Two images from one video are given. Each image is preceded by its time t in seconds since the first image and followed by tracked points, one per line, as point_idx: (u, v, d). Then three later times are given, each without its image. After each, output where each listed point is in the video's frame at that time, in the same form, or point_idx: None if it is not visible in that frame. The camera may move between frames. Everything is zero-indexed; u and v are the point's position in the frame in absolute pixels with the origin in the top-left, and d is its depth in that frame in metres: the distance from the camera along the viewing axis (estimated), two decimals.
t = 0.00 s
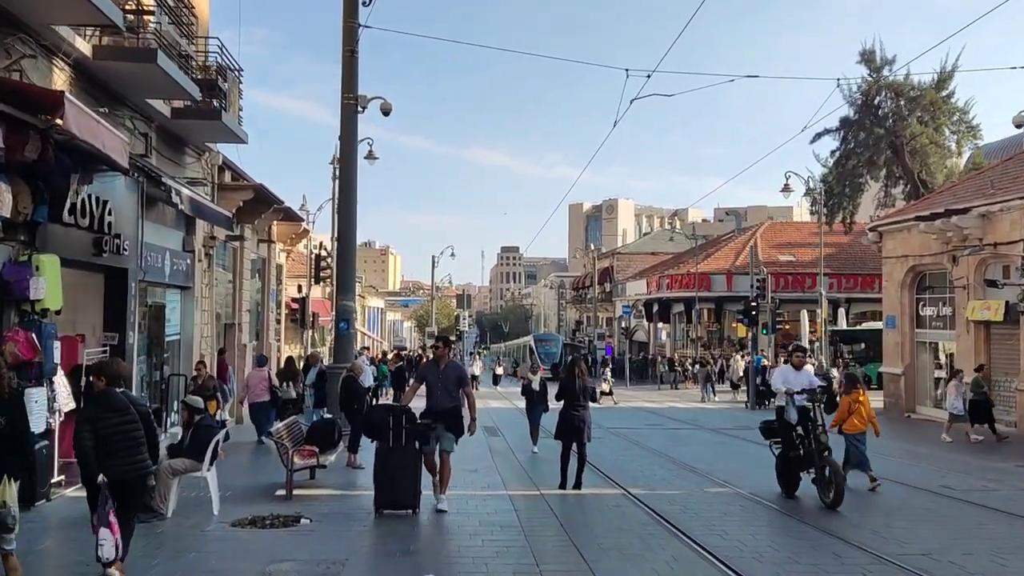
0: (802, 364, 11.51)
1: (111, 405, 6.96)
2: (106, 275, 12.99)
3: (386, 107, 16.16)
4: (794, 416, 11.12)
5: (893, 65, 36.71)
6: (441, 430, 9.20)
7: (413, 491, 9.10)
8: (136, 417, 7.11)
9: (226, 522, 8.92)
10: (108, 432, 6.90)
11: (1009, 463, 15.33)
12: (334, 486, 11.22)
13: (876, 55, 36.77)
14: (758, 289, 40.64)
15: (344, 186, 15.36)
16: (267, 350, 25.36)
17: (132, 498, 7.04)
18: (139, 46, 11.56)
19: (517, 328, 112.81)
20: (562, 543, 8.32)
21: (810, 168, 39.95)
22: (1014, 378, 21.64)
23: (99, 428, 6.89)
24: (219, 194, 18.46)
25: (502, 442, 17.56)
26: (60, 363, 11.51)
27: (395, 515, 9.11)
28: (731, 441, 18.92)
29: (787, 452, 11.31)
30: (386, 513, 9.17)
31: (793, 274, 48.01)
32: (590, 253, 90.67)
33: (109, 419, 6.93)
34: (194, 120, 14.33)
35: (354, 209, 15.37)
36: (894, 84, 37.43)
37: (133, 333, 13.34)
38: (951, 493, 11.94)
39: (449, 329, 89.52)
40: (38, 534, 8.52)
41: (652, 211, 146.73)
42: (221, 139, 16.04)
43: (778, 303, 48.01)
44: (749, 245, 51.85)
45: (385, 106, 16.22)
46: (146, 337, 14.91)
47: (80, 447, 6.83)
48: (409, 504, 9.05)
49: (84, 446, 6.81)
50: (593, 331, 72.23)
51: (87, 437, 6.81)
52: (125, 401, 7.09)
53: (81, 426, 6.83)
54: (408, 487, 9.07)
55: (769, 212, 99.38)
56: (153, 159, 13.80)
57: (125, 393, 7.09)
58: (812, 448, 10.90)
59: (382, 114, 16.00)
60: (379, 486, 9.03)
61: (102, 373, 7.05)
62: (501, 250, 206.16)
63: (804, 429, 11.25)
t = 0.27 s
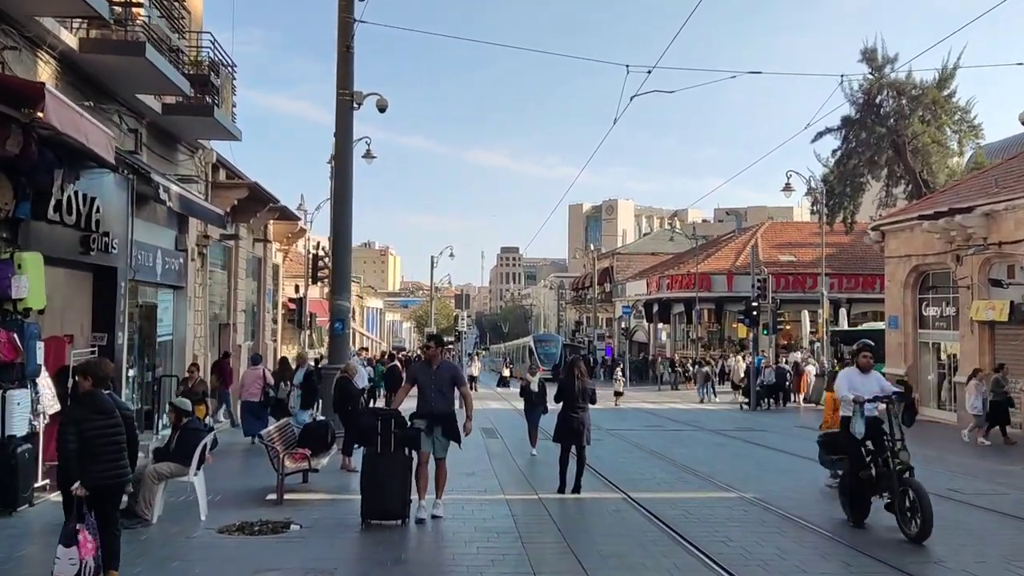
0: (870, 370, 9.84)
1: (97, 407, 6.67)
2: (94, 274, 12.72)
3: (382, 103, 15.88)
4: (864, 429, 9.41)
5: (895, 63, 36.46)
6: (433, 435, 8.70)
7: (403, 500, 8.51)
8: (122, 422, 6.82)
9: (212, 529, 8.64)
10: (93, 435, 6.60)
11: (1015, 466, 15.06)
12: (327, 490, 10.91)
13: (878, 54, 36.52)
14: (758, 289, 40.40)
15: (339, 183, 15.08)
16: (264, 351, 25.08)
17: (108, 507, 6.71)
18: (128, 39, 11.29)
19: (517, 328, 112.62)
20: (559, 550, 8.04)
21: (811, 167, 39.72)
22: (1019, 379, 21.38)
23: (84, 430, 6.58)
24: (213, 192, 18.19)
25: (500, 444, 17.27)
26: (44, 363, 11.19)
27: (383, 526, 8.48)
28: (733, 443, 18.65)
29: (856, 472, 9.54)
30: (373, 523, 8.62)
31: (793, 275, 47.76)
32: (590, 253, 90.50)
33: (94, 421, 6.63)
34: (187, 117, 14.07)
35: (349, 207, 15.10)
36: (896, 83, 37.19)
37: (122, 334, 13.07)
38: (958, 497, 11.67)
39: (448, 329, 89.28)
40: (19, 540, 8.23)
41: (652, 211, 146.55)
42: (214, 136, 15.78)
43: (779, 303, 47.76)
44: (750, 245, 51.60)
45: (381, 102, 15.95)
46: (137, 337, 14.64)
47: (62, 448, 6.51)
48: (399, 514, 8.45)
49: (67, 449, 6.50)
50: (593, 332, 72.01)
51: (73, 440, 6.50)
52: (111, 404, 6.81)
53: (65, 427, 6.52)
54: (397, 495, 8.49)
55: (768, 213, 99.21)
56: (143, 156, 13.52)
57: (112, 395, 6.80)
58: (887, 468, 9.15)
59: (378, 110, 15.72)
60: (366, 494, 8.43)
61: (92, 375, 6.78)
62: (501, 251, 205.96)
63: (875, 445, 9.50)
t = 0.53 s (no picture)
0: (973, 372, 7.45)
1: (81, 409, 6.33)
2: (81, 273, 12.41)
3: (378, 99, 15.58)
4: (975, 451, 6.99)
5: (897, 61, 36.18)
6: (421, 443, 8.27)
7: (392, 511, 8.02)
8: (103, 427, 6.48)
9: (197, 535, 8.36)
10: (73, 439, 6.25)
11: None
12: (319, 494, 10.61)
13: (881, 52, 36.22)
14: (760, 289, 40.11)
15: (334, 180, 14.79)
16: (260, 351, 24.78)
17: (79, 516, 6.36)
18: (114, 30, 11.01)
19: (517, 329, 112.38)
20: (556, 558, 7.72)
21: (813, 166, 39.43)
22: None
23: (65, 433, 6.23)
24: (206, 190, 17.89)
25: (498, 446, 16.97)
26: (28, 364, 10.88)
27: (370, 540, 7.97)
28: (735, 445, 18.35)
29: (957, 501, 7.31)
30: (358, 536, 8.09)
31: (795, 275, 47.47)
32: (590, 254, 90.26)
33: (77, 425, 6.29)
34: (178, 113, 13.78)
35: (344, 205, 14.80)
36: (898, 81, 36.90)
37: (110, 333, 12.77)
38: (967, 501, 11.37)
39: (448, 330, 89.02)
40: None
41: (652, 212, 146.30)
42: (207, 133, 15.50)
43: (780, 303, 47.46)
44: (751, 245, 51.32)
45: (377, 98, 15.66)
46: (126, 337, 14.34)
47: (40, 451, 6.16)
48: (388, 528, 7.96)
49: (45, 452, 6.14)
50: (593, 333, 71.71)
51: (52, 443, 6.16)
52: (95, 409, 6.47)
53: (45, 429, 6.17)
54: (387, 507, 7.97)
55: (768, 213, 98.97)
56: (131, 152, 13.21)
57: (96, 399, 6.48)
58: (1003, 499, 6.87)
59: (373, 106, 15.43)
60: (352, 505, 7.90)
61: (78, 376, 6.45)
62: (501, 251, 205.78)
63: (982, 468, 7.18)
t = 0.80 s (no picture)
0: None
1: (61, 413, 6.01)
2: (71, 274, 12.15)
3: (375, 96, 15.29)
4: None
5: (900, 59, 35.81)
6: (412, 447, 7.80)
7: (382, 523, 7.58)
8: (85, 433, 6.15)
9: (184, 544, 8.07)
10: (51, 445, 5.92)
11: None
12: (312, 500, 10.32)
13: (884, 50, 35.87)
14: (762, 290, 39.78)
15: (330, 179, 14.51)
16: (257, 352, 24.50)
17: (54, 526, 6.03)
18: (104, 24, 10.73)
19: (517, 329, 112.06)
20: (555, 568, 7.43)
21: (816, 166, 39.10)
22: None
23: (43, 437, 5.91)
24: (201, 189, 17.61)
25: (498, 449, 16.66)
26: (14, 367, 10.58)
27: (358, 554, 7.55)
28: (739, 448, 18.05)
29: None
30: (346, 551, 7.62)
31: (797, 275, 47.16)
32: (591, 254, 89.91)
33: (56, 429, 5.96)
34: (171, 110, 13.50)
35: (340, 204, 14.51)
36: (902, 80, 36.54)
37: (101, 335, 12.47)
38: (978, 507, 11.09)
39: (448, 331, 88.69)
40: None
41: (654, 212, 145.93)
42: (201, 131, 15.23)
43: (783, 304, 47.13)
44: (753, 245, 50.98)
45: (374, 95, 15.37)
46: (118, 338, 14.08)
47: (16, 456, 5.83)
48: (377, 541, 7.53)
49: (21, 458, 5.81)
50: (593, 333, 71.38)
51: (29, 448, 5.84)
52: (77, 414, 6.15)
53: (23, 433, 5.86)
54: (375, 518, 7.52)
55: (770, 214, 98.58)
56: (122, 149, 12.94)
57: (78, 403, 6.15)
58: None
59: (370, 103, 15.14)
60: (339, 517, 7.45)
61: (62, 379, 6.15)
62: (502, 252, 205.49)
63: None
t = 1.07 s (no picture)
0: None
1: (40, 412, 5.72)
2: (63, 272, 11.88)
3: (374, 91, 14.99)
4: None
5: (906, 57, 35.50)
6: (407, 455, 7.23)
7: (373, 535, 6.97)
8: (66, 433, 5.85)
9: (174, 549, 7.78)
10: (27, 444, 5.63)
11: None
12: (308, 503, 10.00)
13: (889, 48, 35.53)
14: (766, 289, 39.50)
15: (328, 176, 14.23)
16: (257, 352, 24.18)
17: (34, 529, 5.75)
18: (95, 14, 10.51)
19: (519, 330, 111.83)
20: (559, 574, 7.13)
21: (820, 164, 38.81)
22: None
23: (19, 436, 5.62)
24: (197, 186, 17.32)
25: (500, 451, 16.37)
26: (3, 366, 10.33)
27: (346, 569, 6.93)
28: (745, 449, 17.77)
29: None
30: (334, 565, 7.01)
31: (800, 275, 46.85)
32: (593, 255, 89.64)
33: (35, 429, 5.67)
34: (166, 104, 13.23)
35: (338, 201, 14.23)
36: (907, 78, 36.19)
37: (93, 334, 12.19)
38: (993, 510, 10.80)
39: (450, 331, 88.38)
40: None
41: (655, 213, 145.63)
42: (198, 127, 14.97)
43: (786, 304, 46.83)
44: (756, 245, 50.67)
45: (372, 89, 15.08)
46: (111, 338, 13.82)
47: None
48: (368, 555, 6.91)
49: None
50: (595, 334, 71.11)
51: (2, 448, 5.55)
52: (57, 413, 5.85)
53: None
54: (365, 530, 6.90)
55: (773, 214, 98.21)
56: (115, 143, 12.67)
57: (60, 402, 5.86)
58: None
59: (369, 98, 14.86)
60: (327, 529, 6.87)
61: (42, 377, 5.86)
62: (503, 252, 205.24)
63: None
